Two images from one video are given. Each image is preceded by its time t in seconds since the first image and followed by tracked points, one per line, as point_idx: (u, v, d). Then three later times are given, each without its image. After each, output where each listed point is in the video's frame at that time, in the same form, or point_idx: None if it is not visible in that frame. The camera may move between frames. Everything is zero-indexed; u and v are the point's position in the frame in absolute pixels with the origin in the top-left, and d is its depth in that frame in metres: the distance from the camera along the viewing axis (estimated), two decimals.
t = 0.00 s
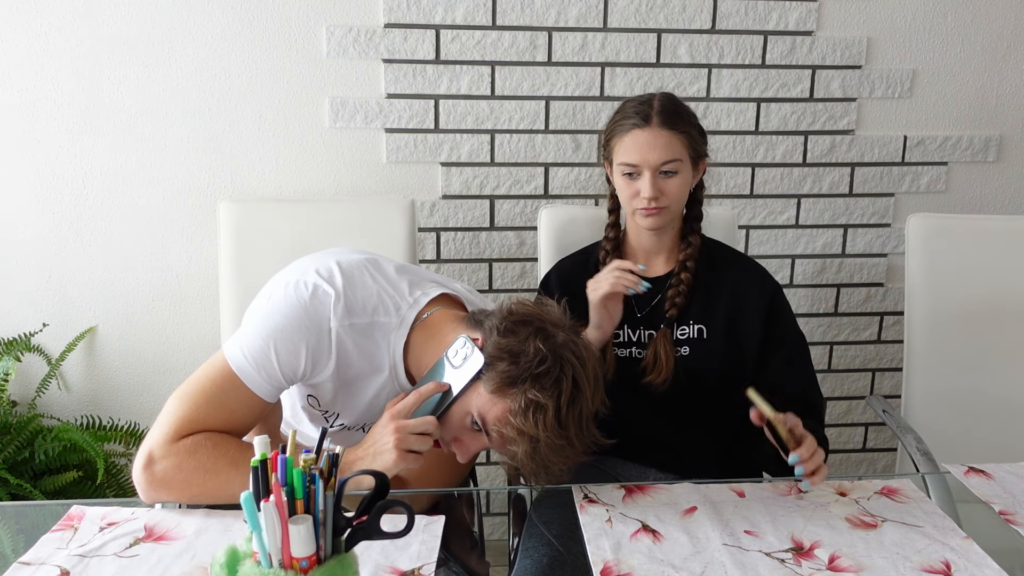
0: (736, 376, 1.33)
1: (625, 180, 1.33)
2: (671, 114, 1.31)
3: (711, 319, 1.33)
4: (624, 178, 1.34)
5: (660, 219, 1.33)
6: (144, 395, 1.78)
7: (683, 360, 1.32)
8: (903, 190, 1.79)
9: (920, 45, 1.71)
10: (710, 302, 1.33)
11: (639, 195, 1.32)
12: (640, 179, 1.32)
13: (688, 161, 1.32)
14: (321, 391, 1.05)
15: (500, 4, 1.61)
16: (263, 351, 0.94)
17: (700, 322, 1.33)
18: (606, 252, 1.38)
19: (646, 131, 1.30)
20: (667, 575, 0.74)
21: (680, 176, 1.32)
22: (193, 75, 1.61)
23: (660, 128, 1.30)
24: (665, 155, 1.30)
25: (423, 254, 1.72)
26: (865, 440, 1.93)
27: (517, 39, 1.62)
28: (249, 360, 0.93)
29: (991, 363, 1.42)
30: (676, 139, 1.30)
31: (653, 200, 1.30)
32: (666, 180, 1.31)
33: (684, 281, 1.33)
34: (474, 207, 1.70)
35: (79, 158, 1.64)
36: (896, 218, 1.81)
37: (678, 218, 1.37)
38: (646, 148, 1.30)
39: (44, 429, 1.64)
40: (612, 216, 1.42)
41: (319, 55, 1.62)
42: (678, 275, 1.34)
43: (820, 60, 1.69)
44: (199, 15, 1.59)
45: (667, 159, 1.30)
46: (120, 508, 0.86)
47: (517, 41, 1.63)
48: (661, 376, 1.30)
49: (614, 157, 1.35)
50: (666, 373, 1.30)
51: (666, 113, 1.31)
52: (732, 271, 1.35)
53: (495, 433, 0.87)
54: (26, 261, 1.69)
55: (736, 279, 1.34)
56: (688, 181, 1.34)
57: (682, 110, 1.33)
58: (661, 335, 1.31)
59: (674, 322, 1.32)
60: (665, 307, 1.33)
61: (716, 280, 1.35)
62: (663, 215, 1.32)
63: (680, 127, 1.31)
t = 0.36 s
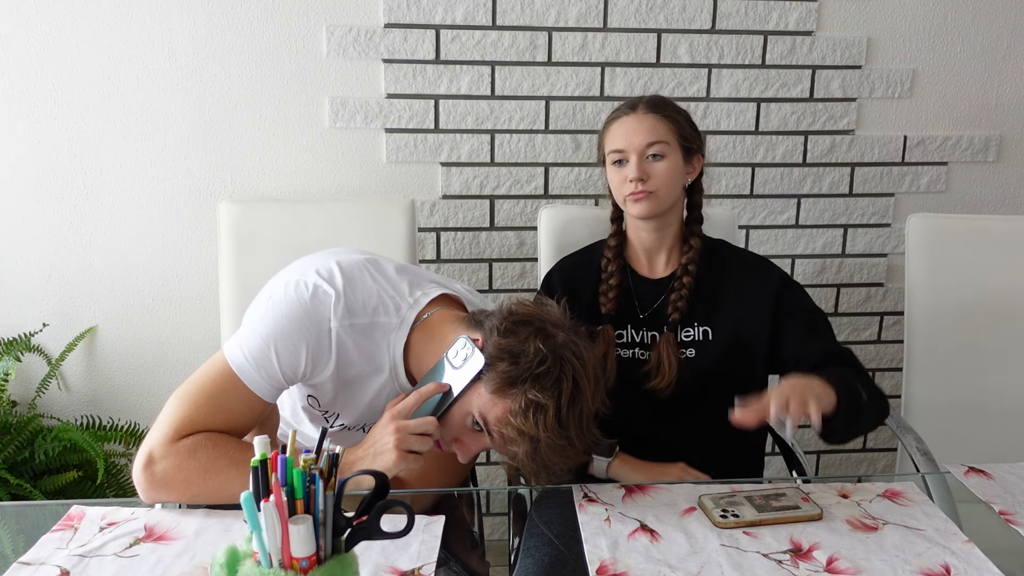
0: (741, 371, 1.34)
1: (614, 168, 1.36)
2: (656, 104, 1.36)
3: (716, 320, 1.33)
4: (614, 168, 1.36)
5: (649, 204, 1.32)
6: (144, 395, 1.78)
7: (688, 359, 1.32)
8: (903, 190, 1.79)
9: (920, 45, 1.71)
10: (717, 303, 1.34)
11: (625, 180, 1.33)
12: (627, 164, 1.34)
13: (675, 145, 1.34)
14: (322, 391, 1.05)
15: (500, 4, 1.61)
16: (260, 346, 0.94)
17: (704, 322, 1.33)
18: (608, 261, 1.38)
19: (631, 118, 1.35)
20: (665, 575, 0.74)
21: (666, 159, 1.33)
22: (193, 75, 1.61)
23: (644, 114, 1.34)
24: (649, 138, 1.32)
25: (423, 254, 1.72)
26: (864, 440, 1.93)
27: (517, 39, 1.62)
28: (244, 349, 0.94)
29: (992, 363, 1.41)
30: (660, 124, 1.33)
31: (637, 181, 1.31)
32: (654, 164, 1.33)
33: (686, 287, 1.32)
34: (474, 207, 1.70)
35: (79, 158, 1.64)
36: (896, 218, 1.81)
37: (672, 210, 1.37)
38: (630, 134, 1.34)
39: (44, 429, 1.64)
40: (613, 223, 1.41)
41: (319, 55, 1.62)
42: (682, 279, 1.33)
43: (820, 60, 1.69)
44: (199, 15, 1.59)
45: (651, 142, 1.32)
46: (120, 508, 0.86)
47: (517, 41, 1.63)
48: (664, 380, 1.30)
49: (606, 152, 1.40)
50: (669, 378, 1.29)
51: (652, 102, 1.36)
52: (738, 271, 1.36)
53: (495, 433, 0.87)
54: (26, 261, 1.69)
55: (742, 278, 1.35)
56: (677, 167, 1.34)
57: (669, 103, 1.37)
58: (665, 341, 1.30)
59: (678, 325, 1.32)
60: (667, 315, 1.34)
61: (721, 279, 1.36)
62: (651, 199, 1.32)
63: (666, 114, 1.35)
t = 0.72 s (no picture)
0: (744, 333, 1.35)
1: (628, 157, 1.37)
2: (691, 111, 1.35)
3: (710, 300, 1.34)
4: (629, 157, 1.37)
5: (648, 202, 1.33)
6: (144, 395, 1.78)
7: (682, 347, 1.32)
8: (903, 190, 1.79)
9: (920, 45, 1.71)
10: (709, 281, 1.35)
11: (635, 171, 1.34)
12: (641, 157, 1.35)
13: (691, 157, 1.34)
14: (321, 391, 1.05)
15: (500, 4, 1.61)
16: (260, 344, 0.94)
17: (697, 308, 1.34)
18: (607, 244, 1.39)
19: (660, 115, 1.34)
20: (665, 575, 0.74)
21: (678, 167, 1.33)
22: (193, 74, 1.61)
23: (675, 115, 1.34)
24: (669, 140, 1.33)
25: (423, 254, 1.72)
26: (865, 440, 1.93)
27: (517, 38, 1.62)
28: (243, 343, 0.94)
29: (991, 363, 1.42)
30: (686, 130, 1.33)
31: (643, 176, 1.32)
32: (665, 166, 1.33)
33: (681, 297, 1.33)
34: (474, 207, 1.70)
35: (79, 158, 1.64)
36: (896, 218, 1.81)
37: (672, 214, 1.38)
38: (653, 131, 1.34)
39: (44, 429, 1.64)
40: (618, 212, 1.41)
41: (319, 55, 1.62)
42: (677, 290, 1.34)
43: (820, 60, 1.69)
44: (199, 15, 1.59)
45: (671, 145, 1.33)
46: (120, 507, 0.86)
47: (517, 41, 1.63)
48: (655, 386, 1.31)
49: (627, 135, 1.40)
50: (653, 380, 1.31)
51: (689, 106, 1.35)
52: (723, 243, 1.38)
53: (495, 431, 0.87)
54: (26, 261, 1.68)
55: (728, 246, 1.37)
56: (687, 179, 1.34)
57: (703, 111, 1.36)
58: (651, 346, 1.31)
59: (677, 312, 1.32)
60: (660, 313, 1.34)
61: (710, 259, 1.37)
62: (652, 197, 1.32)
63: (696, 123, 1.35)
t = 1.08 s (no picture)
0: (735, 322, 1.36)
1: (646, 160, 1.35)
2: (722, 138, 1.34)
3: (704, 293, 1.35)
4: (647, 158, 1.36)
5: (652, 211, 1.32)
6: (143, 395, 1.78)
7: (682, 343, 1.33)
8: (903, 190, 1.79)
9: (920, 45, 1.71)
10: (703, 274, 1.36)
11: (648, 176, 1.32)
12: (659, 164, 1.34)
13: (707, 180, 1.34)
14: (320, 389, 1.05)
15: (500, 4, 1.61)
16: (262, 348, 0.94)
17: (693, 303, 1.35)
18: (608, 233, 1.39)
19: (693, 132, 1.33)
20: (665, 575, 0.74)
21: (691, 187, 1.33)
22: (193, 74, 1.61)
23: (707, 137, 1.33)
24: (689, 159, 1.32)
25: (423, 254, 1.72)
26: (865, 440, 1.93)
27: (517, 39, 1.63)
28: (243, 345, 0.94)
29: (991, 363, 1.42)
30: (710, 154, 1.33)
31: (656, 185, 1.31)
32: (679, 183, 1.33)
33: (675, 309, 1.32)
34: (474, 207, 1.70)
35: (79, 158, 1.64)
36: (896, 218, 1.81)
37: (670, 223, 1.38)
38: (677, 144, 1.32)
39: (44, 429, 1.64)
40: (619, 211, 1.41)
41: (319, 55, 1.62)
42: (670, 305, 1.33)
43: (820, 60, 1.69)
44: (199, 14, 1.59)
45: (692, 165, 1.32)
46: (120, 508, 0.86)
47: (517, 41, 1.63)
48: (655, 403, 1.31)
49: (652, 135, 1.38)
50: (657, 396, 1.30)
51: (720, 132, 1.34)
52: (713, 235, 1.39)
53: (497, 428, 0.88)
54: (26, 260, 1.68)
55: (716, 239, 1.38)
56: (695, 198, 1.35)
57: (731, 139, 1.36)
58: (651, 361, 1.31)
59: (677, 313, 1.33)
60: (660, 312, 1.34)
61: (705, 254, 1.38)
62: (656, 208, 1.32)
63: (721, 151, 1.34)
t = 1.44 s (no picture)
0: (744, 329, 1.37)
1: (634, 159, 1.36)
2: (705, 122, 1.33)
3: (713, 298, 1.35)
4: (633, 158, 1.36)
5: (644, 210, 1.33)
6: (143, 395, 1.78)
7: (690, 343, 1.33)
8: (903, 190, 1.79)
9: (920, 45, 1.71)
10: (713, 279, 1.36)
11: (637, 175, 1.33)
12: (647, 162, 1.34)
13: (695, 168, 1.34)
14: (320, 385, 1.06)
15: (500, 4, 1.61)
16: (255, 348, 0.95)
17: (700, 305, 1.35)
18: (608, 237, 1.39)
19: (673, 123, 1.33)
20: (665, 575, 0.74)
21: (681, 177, 1.33)
22: (193, 74, 1.61)
23: (688, 125, 1.32)
24: (675, 151, 1.32)
25: (423, 254, 1.72)
26: (865, 440, 1.93)
27: (517, 39, 1.63)
28: (237, 346, 0.95)
29: (992, 364, 1.42)
30: (694, 142, 1.33)
31: (645, 182, 1.32)
32: (668, 175, 1.33)
33: (684, 302, 1.32)
34: (474, 207, 1.70)
35: (80, 158, 1.64)
36: (896, 218, 1.81)
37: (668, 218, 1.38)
38: (661, 138, 1.33)
39: (45, 429, 1.64)
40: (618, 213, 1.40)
41: (318, 55, 1.62)
42: (678, 297, 1.33)
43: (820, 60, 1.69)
44: (199, 15, 1.59)
45: (677, 155, 1.32)
46: (120, 508, 0.86)
47: (517, 41, 1.63)
48: (663, 397, 1.31)
49: (636, 134, 1.38)
50: (664, 390, 1.31)
51: (702, 116, 1.33)
52: (721, 241, 1.39)
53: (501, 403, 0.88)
54: (26, 260, 1.68)
55: (724, 247, 1.38)
56: (687, 189, 1.34)
57: (715, 121, 1.35)
58: (659, 353, 1.32)
59: (685, 308, 1.33)
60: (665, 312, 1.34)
61: (712, 259, 1.38)
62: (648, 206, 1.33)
63: (706, 135, 1.33)
